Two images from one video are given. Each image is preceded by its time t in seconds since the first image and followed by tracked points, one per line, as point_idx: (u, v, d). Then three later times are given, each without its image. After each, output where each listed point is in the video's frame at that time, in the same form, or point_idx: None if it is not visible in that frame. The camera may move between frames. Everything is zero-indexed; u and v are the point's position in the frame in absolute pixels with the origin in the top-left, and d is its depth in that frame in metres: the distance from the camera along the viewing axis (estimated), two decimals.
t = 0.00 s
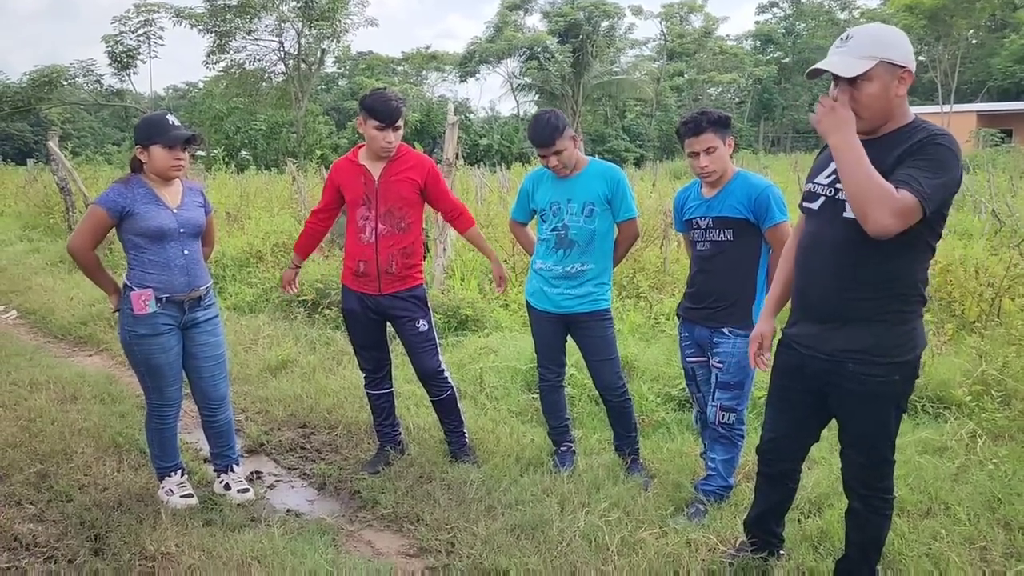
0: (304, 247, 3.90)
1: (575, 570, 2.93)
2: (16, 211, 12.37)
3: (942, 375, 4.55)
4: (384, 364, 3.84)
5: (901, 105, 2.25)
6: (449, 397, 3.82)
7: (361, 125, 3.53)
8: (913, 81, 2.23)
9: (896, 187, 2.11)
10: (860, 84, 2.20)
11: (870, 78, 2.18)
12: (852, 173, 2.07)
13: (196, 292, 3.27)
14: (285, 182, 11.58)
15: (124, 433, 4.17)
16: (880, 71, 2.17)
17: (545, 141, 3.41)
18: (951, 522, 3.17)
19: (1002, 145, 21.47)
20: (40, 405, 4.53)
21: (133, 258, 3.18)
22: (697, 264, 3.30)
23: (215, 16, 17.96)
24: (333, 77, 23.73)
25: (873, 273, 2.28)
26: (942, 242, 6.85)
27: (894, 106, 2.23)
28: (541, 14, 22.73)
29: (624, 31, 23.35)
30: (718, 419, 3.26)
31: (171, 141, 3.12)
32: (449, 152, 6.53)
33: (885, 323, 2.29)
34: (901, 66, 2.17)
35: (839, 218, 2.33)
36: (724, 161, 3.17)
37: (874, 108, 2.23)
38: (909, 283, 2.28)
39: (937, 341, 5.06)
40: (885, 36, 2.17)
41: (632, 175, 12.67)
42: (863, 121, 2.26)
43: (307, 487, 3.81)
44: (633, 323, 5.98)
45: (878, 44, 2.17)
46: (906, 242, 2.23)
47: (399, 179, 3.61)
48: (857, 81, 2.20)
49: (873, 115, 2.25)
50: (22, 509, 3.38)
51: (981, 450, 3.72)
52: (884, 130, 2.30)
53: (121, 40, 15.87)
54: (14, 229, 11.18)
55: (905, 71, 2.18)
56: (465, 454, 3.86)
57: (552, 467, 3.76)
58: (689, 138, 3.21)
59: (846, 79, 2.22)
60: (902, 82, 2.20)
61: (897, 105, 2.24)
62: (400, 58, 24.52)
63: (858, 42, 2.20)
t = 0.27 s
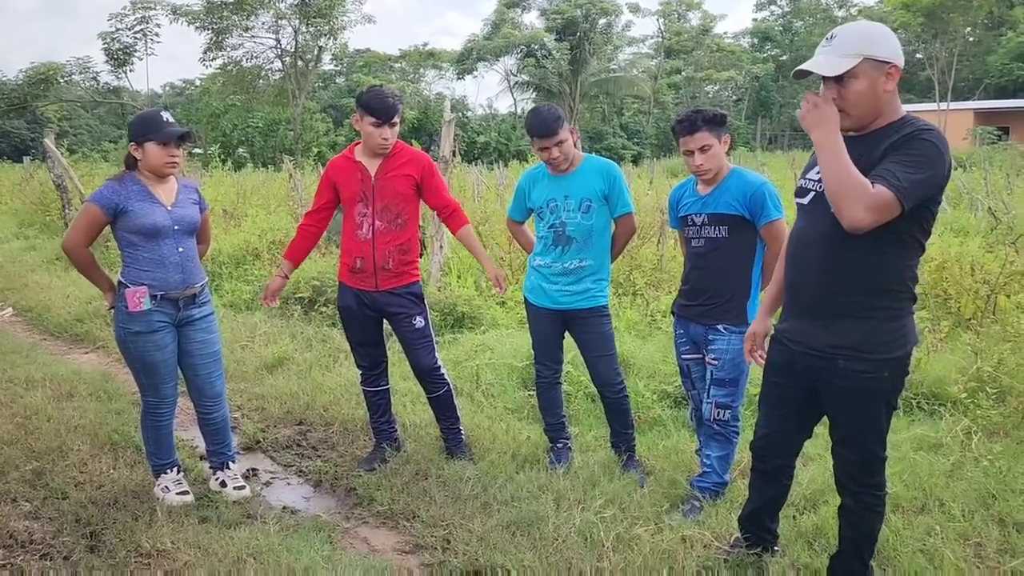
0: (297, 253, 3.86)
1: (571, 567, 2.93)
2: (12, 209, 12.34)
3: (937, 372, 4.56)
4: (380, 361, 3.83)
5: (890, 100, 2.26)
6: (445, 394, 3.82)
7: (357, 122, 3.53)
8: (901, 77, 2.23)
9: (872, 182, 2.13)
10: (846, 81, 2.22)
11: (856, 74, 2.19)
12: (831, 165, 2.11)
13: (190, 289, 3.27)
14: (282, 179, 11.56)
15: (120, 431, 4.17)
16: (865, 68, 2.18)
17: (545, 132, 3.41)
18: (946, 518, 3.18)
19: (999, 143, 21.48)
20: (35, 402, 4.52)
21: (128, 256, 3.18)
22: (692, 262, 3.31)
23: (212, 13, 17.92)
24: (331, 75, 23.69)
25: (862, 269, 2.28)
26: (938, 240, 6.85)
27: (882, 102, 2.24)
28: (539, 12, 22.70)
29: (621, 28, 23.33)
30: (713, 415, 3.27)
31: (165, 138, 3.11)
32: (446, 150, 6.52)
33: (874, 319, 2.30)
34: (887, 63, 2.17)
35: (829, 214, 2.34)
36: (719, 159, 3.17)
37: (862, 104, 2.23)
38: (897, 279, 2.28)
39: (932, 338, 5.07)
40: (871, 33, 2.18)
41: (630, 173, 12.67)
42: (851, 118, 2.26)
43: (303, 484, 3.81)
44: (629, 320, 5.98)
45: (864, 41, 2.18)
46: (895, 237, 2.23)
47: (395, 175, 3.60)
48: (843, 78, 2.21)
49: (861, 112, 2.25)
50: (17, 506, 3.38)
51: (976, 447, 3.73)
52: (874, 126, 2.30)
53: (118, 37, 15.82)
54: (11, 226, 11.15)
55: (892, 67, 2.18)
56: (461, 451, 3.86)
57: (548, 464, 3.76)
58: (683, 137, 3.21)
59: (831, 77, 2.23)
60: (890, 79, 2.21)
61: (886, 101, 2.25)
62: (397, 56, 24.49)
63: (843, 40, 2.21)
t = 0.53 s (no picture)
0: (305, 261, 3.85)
1: (563, 564, 2.93)
2: (4, 206, 12.28)
3: (929, 369, 4.58)
4: (374, 359, 3.83)
5: (878, 98, 2.26)
6: (439, 391, 3.82)
7: (350, 119, 3.52)
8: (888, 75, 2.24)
9: (855, 180, 2.14)
10: (832, 78, 2.23)
11: (842, 71, 2.20)
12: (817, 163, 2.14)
13: (182, 287, 3.26)
14: (275, 177, 11.53)
15: (112, 429, 4.15)
16: (851, 64, 2.19)
17: (540, 123, 3.41)
18: (937, 514, 3.19)
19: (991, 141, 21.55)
20: (27, 401, 4.50)
21: (119, 253, 3.17)
22: (684, 259, 3.31)
23: (205, 11, 17.85)
24: (325, 73, 23.65)
25: (849, 266, 2.29)
26: (931, 237, 6.88)
27: (869, 99, 2.24)
28: (533, 9, 22.68)
29: (616, 26, 23.32)
30: (705, 412, 3.27)
31: (157, 135, 3.10)
32: (439, 148, 6.51)
33: (861, 316, 2.30)
34: (874, 59, 2.18)
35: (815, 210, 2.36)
36: (711, 157, 3.18)
37: (850, 101, 2.24)
38: (884, 276, 2.29)
39: (925, 335, 5.09)
40: (859, 30, 2.19)
41: (624, 171, 12.68)
42: (839, 114, 2.26)
43: (296, 482, 3.80)
44: (623, 318, 5.99)
45: (852, 38, 2.19)
46: (882, 233, 2.24)
47: (388, 172, 3.60)
48: (830, 74, 2.22)
49: (848, 108, 2.25)
50: (9, 504, 3.36)
51: (967, 444, 3.75)
52: (861, 123, 2.30)
53: (110, 35, 15.75)
54: (3, 224, 11.11)
55: (878, 64, 2.19)
56: (454, 448, 3.86)
57: (541, 461, 3.76)
58: (675, 136, 3.22)
59: (818, 73, 2.24)
60: (877, 76, 2.21)
61: (873, 98, 2.25)
62: (391, 53, 24.44)
63: (831, 37, 2.22)
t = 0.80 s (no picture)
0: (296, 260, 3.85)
1: (554, 563, 2.94)
2: None
3: (918, 367, 4.61)
4: (365, 357, 3.82)
5: (862, 97, 2.27)
6: (430, 390, 3.82)
7: (340, 118, 3.51)
8: (875, 77, 2.25)
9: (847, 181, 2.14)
10: (819, 71, 2.25)
11: (829, 64, 2.22)
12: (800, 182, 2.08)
13: (172, 286, 3.25)
14: (266, 175, 11.50)
15: (102, 428, 4.13)
16: (839, 59, 2.21)
17: (532, 120, 3.41)
18: (925, 511, 3.22)
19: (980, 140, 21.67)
20: (16, 400, 4.48)
21: (109, 251, 3.15)
22: (674, 258, 3.32)
23: (196, 8, 17.76)
24: (316, 71, 23.59)
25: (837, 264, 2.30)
26: (920, 235, 6.92)
27: (853, 97, 2.25)
28: (524, 8, 22.68)
29: (607, 24, 23.34)
30: (696, 410, 3.28)
31: (147, 134, 3.09)
32: (430, 146, 6.50)
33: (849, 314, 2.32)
34: (861, 57, 2.20)
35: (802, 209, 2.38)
36: (700, 156, 3.19)
37: (833, 96, 2.25)
38: (872, 274, 2.30)
39: (914, 333, 5.12)
40: (850, 27, 2.21)
41: (615, 170, 12.70)
42: (821, 107, 2.28)
43: (287, 481, 3.79)
44: (614, 316, 6.01)
45: (842, 32, 2.21)
46: (870, 232, 2.25)
47: (379, 171, 3.59)
48: (818, 66, 2.24)
49: (831, 104, 2.27)
50: None
51: (956, 441, 3.77)
52: (846, 122, 2.31)
53: (100, 32, 15.65)
54: None
55: (865, 63, 2.21)
56: (445, 447, 3.86)
57: (532, 460, 3.77)
58: (664, 136, 3.22)
59: (808, 63, 2.26)
60: (863, 75, 2.23)
61: (857, 97, 2.26)
62: (382, 52, 24.40)
63: (823, 30, 2.24)
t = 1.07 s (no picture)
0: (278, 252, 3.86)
1: (544, 561, 2.95)
2: None
3: (906, 365, 4.64)
4: (354, 356, 3.81)
5: (838, 96, 2.29)
6: (419, 389, 3.81)
7: (328, 117, 3.51)
8: (850, 77, 2.29)
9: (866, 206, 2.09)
10: (794, 68, 2.29)
11: (804, 61, 2.26)
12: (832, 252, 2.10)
13: (160, 285, 3.23)
14: (256, 174, 11.46)
15: (90, 429, 4.11)
16: (814, 56, 2.25)
17: (521, 118, 3.40)
18: (913, 508, 3.23)
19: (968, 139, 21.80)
20: (4, 400, 4.45)
21: (96, 250, 3.14)
22: (665, 256, 3.33)
23: (185, 6, 17.67)
24: (306, 69, 23.51)
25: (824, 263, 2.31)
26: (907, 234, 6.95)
27: (827, 95, 2.28)
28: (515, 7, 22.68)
29: (598, 23, 23.37)
30: (685, 408, 3.29)
31: (134, 132, 3.07)
32: (420, 145, 6.50)
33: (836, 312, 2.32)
34: (836, 54, 2.23)
35: (787, 211, 2.40)
36: (689, 155, 3.20)
37: (808, 93, 2.28)
38: (859, 273, 2.30)
39: (902, 331, 5.15)
40: (826, 25, 2.25)
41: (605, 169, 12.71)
42: (796, 104, 2.30)
43: (276, 480, 3.78)
44: (604, 315, 6.02)
45: (818, 30, 2.25)
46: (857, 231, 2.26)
47: (369, 170, 3.59)
48: (793, 62, 2.29)
49: (806, 101, 2.29)
50: None
51: (943, 438, 3.80)
52: (824, 121, 2.32)
53: (88, 30, 15.54)
54: None
55: (840, 61, 2.24)
56: (435, 446, 3.86)
57: (522, 458, 3.77)
58: (653, 136, 3.23)
59: (784, 60, 2.30)
60: (838, 74, 2.26)
61: (832, 95, 2.28)
62: (373, 51, 24.34)
63: (800, 29, 2.29)
